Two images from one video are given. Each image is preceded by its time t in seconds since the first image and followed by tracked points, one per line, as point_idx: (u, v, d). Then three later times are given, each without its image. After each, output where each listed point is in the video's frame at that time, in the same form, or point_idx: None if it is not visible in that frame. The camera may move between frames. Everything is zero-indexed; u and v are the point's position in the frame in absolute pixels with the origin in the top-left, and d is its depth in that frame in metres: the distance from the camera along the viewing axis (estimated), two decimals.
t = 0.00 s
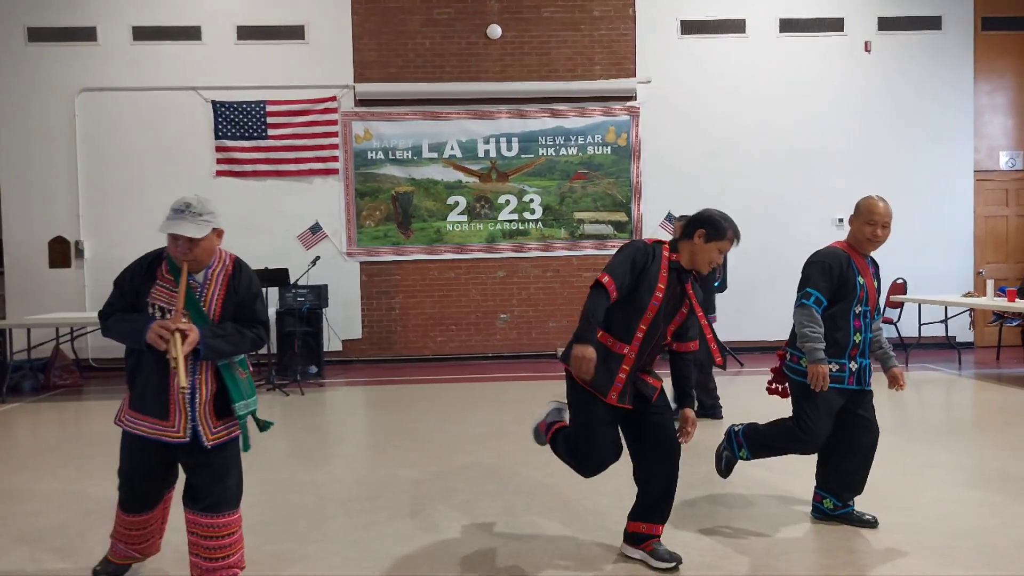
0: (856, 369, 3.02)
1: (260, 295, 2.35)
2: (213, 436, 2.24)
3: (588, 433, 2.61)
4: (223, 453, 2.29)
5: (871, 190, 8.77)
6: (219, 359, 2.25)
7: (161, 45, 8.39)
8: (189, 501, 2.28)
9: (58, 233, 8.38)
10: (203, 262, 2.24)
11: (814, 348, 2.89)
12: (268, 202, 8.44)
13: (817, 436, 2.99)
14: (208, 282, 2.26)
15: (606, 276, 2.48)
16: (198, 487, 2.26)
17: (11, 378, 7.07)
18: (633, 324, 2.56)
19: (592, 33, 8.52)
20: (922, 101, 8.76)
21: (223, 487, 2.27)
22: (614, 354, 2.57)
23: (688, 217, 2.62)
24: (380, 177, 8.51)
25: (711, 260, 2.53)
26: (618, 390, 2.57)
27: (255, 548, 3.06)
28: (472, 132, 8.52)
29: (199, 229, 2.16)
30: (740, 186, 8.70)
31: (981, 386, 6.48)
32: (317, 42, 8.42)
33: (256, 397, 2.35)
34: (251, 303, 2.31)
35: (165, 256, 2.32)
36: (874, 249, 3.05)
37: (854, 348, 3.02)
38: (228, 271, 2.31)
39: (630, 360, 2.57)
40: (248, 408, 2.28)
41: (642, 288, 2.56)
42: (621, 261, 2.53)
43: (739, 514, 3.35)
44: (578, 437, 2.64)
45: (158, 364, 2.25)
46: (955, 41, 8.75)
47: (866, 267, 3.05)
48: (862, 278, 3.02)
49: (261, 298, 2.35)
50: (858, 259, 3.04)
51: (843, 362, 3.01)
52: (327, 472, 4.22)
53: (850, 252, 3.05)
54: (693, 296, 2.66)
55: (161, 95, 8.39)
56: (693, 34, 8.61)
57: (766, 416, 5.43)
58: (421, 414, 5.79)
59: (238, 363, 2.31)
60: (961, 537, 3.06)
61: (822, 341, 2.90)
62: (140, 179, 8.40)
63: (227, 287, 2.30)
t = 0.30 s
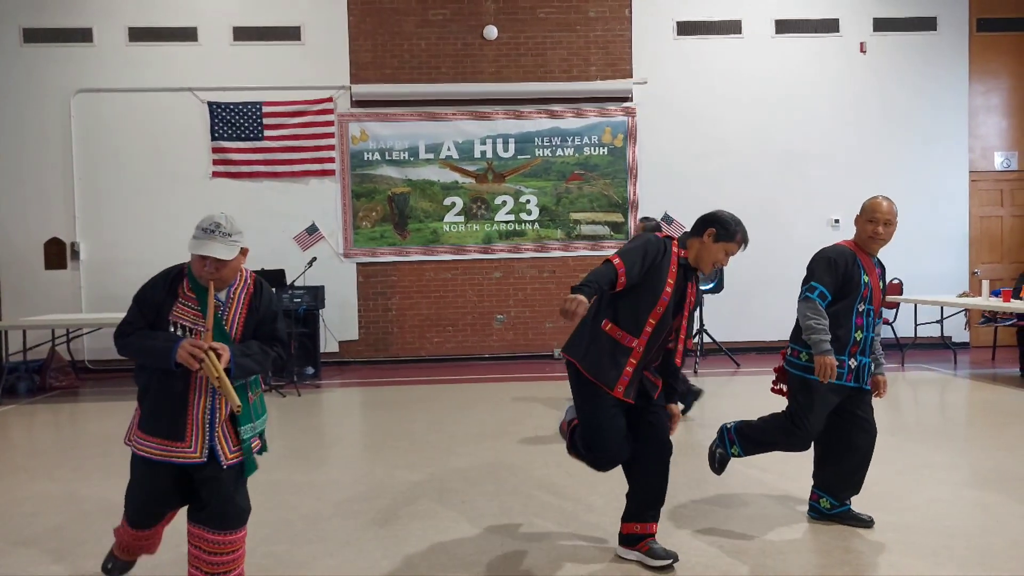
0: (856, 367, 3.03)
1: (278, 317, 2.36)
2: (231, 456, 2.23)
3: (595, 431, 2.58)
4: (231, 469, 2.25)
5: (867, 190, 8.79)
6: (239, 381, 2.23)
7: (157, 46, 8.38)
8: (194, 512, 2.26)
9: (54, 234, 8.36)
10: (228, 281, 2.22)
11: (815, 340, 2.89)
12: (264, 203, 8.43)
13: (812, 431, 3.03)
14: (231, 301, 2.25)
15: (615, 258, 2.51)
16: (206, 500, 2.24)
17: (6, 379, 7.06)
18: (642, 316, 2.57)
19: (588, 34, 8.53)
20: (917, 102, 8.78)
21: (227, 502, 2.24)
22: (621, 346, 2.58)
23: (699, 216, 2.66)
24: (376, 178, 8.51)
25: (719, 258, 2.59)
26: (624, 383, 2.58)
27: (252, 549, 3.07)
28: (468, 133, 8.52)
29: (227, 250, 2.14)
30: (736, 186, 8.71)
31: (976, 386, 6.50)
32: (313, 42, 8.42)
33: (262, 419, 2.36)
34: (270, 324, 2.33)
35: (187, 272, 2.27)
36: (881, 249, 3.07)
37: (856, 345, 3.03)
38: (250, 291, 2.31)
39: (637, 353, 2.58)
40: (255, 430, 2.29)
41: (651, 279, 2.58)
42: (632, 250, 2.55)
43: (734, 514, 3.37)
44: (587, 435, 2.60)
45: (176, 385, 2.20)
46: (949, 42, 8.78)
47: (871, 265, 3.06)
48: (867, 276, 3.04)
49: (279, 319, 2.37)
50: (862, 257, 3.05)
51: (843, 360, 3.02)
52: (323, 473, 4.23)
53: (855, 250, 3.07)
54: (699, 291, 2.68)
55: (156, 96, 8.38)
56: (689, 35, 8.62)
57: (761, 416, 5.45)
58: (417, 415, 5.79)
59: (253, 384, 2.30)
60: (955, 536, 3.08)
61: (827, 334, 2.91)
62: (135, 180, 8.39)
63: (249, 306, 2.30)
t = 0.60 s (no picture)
0: (854, 365, 3.04)
1: (283, 302, 2.36)
2: (231, 439, 2.23)
3: (600, 442, 2.60)
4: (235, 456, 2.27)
5: (864, 191, 8.80)
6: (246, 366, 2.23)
7: (154, 49, 8.38)
8: (193, 500, 2.25)
9: (51, 238, 8.35)
10: (236, 267, 2.21)
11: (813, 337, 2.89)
12: (262, 206, 8.43)
13: (809, 429, 3.01)
14: (238, 287, 2.24)
15: (621, 278, 2.51)
16: (209, 487, 2.24)
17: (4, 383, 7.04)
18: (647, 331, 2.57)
19: (585, 36, 8.54)
20: (913, 103, 8.80)
21: (230, 490, 2.25)
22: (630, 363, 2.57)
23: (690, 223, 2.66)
24: (373, 181, 8.51)
25: (716, 262, 2.59)
26: (633, 399, 2.58)
27: (249, 552, 3.06)
28: (465, 136, 8.53)
29: (239, 234, 2.12)
30: (734, 188, 8.72)
31: (973, 387, 6.51)
32: (310, 45, 8.42)
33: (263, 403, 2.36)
34: (276, 309, 2.33)
35: (194, 256, 2.24)
36: (881, 249, 3.06)
37: (853, 343, 3.04)
38: (258, 276, 2.30)
39: (645, 368, 2.58)
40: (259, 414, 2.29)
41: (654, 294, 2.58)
42: (632, 267, 2.55)
43: (733, 515, 3.37)
44: (594, 441, 2.62)
45: (180, 370, 2.18)
46: (945, 43, 8.80)
47: (870, 264, 3.06)
48: (867, 275, 3.03)
49: (285, 304, 2.37)
50: (862, 256, 3.05)
51: (842, 358, 3.03)
52: (321, 475, 4.22)
53: (854, 249, 3.07)
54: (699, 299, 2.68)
55: (153, 99, 8.37)
56: (686, 36, 8.63)
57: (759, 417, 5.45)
58: (415, 417, 5.78)
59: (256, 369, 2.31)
60: (952, 537, 3.08)
61: (822, 330, 2.92)
62: (132, 183, 8.38)
63: (256, 291, 2.29)
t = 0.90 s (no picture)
0: (858, 362, 3.04)
1: (286, 316, 2.36)
2: (237, 455, 2.24)
3: (603, 449, 2.60)
4: (237, 470, 2.27)
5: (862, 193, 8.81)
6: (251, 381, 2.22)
7: (153, 53, 8.38)
8: (193, 510, 2.24)
9: (50, 241, 8.35)
10: (242, 281, 2.19)
11: (815, 336, 2.89)
12: (260, 209, 8.43)
13: (818, 428, 3.00)
14: (243, 302, 2.23)
15: (614, 287, 2.52)
16: (208, 496, 2.23)
17: (3, 387, 7.03)
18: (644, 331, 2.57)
19: (583, 38, 8.56)
20: (911, 104, 8.82)
21: (231, 500, 2.25)
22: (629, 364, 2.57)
23: (680, 219, 2.67)
24: (372, 184, 8.51)
25: (713, 251, 2.57)
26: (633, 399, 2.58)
27: (249, 555, 3.06)
28: (464, 138, 8.53)
29: (246, 252, 2.10)
30: (732, 189, 8.73)
31: (972, 388, 6.51)
32: (309, 48, 8.43)
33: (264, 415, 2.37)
34: (280, 322, 2.32)
35: (200, 271, 2.22)
36: (877, 243, 3.06)
37: (857, 340, 3.04)
38: (263, 291, 2.29)
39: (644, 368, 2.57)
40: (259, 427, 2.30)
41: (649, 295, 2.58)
42: (626, 269, 2.56)
43: (733, 517, 3.36)
44: (597, 451, 2.62)
45: (186, 384, 2.17)
46: (943, 44, 8.82)
47: (867, 259, 3.06)
48: (864, 270, 3.04)
49: (289, 317, 2.36)
50: (859, 252, 3.06)
51: (845, 355, 3.03)
52: (319, 479, 4.22)
53: (851, 246, 3.07)
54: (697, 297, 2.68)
55: (152, 102, 8.38)
56: (684, 38, 8.65)
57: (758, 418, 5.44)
58: (414, 420, 5.77)
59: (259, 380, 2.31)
60: (952, 538, 3.08)
61: (825, 328, 2.91)
62: (131, 186, 8.38)
63: (260, 305, 2.28)
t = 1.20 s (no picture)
0: (861, 368, 3.03)
1: (289, 319, 2.36)
2: (236, 456, 2.23)
3: (604, 454, 2.61)
4: (236, 471, 2.27)
5: (861, 195, 8.81)
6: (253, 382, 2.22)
7: (153, 56, 8.39)
8: (192, 510, 2.24)
9: (50, 244, 8.35)
10: (249, 282, 2.19)
11: (817, 345, 2.89)
12: (261, 211, 8.43)
13: (823, 434, 2.99)
14: (248, 303, 2.24)
15: (614, 292, 2.52)
16: (208, 496, 2.23)
17: (3, 390, 7.03)
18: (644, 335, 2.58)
19: (583, 41, 8.56)
20: (910, 106, 8.82)
21: (231, 500, 2.25)
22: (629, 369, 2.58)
23: (677, 218, 2.67)
24: (372, 186, 8.52)
25: (714, 247, 2.57)
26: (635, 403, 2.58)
27: (249, 558, 3.06)
28: (464, 141, 8.53)
29: (255, 255, 2.09)
30: (731, 192, 8.73)
31: (973, 390, 6.50)
32: (309, 51, 8.44)
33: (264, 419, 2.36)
34: (282, 325, 2.33)
35: (205, 271, 2.21)
36: (881, 251, 3.06)
37: (860, 347, 3.03)
38: (268, 293, 2.30)
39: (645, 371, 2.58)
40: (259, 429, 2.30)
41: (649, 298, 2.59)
42: (625, 273, 2.57)
43: (733, 520, 3.36)
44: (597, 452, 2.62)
45: (187, 383, 2.16)
46: (942, 47, 8.82)
47: (872, 266, 3.06)
48: (868, 277, 3.03)
49: (291, 320, 2.37)
50: (863, 260, 3.05)
51: (848, 361, 3.02)
52: (319, 482, 4.21)
53: (855, 253, 3.07)
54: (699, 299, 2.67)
55: (152, 105, 8.38)
56: (683, 41, 8.65)
57: (758, 421, 5.44)
58: (414, 423, 5.77)
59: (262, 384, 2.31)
60: (953, 541, 3.08)
61: (826, 338, 2.91)
62: (131, 189, 8.39)
63: (265, 307, 2.28)
